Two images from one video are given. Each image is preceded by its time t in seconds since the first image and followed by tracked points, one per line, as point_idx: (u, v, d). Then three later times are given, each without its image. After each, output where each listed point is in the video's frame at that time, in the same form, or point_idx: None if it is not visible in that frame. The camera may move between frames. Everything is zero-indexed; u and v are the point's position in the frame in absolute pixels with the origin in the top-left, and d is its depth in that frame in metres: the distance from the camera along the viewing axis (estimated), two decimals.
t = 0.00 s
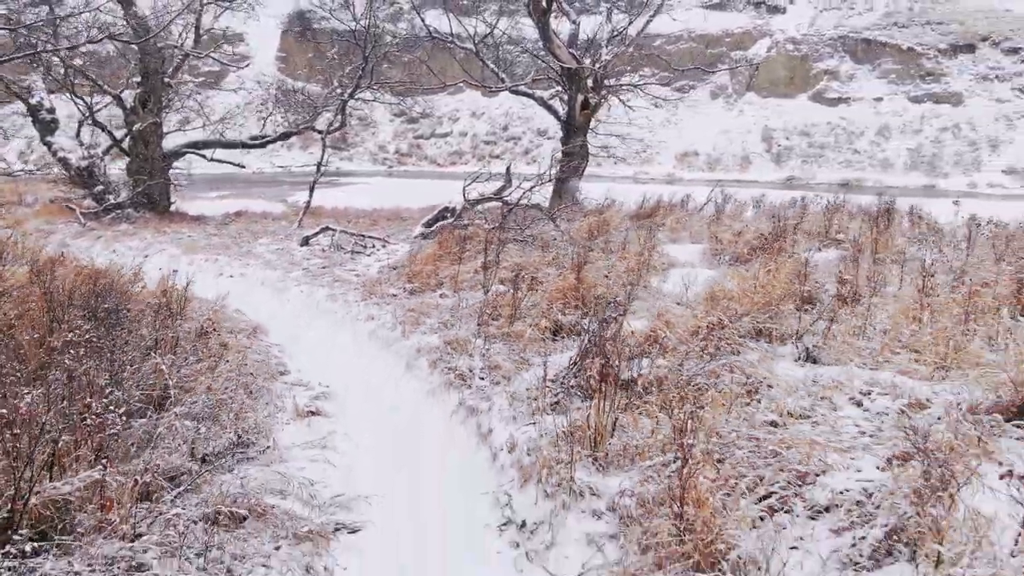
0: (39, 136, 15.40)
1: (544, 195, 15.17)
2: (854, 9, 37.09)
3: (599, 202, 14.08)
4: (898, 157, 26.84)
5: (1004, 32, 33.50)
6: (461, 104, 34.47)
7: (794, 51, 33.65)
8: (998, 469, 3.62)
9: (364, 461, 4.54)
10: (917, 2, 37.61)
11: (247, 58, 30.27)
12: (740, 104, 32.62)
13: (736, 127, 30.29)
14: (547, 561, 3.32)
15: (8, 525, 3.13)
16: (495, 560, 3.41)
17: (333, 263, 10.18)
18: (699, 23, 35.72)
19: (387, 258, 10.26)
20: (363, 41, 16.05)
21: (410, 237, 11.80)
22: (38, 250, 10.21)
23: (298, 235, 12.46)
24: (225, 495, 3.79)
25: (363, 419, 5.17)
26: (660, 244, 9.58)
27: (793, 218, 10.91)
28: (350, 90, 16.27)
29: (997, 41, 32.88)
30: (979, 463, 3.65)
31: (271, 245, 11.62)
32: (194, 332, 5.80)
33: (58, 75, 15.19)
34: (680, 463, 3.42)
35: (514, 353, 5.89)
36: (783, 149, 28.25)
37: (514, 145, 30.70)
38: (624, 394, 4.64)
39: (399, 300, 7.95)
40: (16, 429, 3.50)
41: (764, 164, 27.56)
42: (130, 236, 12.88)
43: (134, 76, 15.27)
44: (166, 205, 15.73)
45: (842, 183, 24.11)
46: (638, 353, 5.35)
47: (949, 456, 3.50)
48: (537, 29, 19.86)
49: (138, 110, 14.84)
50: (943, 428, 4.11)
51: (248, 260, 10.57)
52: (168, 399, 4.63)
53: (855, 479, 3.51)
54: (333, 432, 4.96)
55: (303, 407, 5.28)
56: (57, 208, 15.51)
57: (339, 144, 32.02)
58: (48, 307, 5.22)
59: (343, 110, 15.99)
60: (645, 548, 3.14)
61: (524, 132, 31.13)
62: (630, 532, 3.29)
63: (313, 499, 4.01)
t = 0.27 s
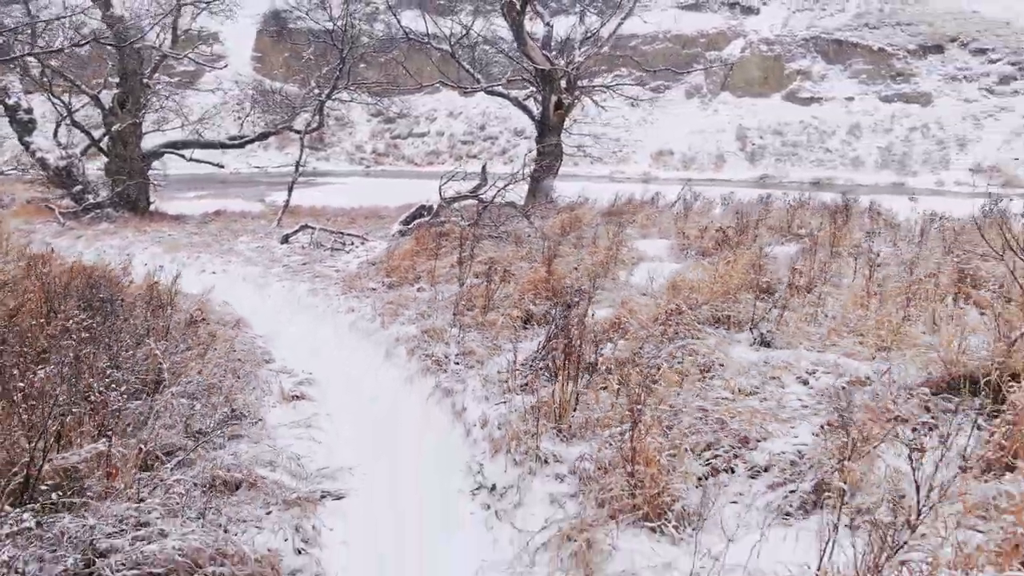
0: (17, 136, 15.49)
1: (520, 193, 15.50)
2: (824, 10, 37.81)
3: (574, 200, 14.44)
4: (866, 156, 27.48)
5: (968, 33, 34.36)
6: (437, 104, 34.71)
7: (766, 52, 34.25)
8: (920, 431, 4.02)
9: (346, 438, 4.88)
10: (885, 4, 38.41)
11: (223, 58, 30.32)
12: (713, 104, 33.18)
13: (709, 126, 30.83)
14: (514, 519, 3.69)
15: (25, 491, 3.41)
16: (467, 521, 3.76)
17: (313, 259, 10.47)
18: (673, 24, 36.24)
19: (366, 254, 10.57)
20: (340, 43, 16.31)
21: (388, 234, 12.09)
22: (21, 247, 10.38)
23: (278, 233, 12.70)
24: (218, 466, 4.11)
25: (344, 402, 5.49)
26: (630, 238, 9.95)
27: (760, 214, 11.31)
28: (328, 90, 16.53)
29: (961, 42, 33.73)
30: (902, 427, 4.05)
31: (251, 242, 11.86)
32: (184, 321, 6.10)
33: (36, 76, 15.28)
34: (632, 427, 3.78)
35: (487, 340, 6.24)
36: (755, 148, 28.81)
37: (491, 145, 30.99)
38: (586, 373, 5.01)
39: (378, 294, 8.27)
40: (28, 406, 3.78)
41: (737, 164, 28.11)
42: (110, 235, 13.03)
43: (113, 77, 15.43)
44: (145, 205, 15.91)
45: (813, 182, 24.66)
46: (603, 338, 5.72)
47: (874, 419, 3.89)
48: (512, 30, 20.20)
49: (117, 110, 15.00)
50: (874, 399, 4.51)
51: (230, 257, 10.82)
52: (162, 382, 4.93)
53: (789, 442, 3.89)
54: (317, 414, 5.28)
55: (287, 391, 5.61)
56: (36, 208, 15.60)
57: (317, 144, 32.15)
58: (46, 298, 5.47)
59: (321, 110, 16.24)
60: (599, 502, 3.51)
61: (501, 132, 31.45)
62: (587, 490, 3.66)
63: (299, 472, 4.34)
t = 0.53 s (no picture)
0: (3, 136, 15.66)
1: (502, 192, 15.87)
2: (802, 12, 38.40)
3: (554, 198, 14.80)
4: (843, 155, 28.04)
5: (942, 35, 35.06)
6: (420, 104, 34.98)
7: (744, 53, 34.79)
8: (859, 402, 4.39)
9: (334, 418, 5.19)
10: (861, 6, 39.07)
11: (206, 59, 30.45)
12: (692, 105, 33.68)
13: (689, 127, 31.31)
14: (490, 486, 4.04)
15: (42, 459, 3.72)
16: (449, 490, 4.10)
17: (299, 256, 10.78)
18: (653, 26, 36.70)
19: (350, 250, 10.88)
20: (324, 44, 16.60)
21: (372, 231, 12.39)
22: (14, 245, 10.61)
23: (264, 232, 12.96)
24: (215, 440, 4.43)
25: (332, 388, 5.80)
26: (607, 234, 10.31)
27: (733, 211, 11.71)
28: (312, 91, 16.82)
29: (935, 44, 34.43)
30: (845, 398, 4.43)
31: (238, 240, 12.14)
32: (179, 311, 6.39)
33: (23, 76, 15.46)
34: (597, 400, 4.14)
35: (467, 330, 6.58)
36: (735, 148, 29.31)
37: (474, 146, 31.28)
38: (558, 357, 5.36)
39: (363, 288, 8.59)
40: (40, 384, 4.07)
41: (717, 163, 28.59)
42: (98, 233, 13.23)
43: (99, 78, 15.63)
44: (131, 204, 16.13)
45: (791, 181, 25.14)
46: (576, 324, 6.07)
47: (816, 390, 4.26)
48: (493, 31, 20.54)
49: (103, 111, 15.22)
50: (823, 376, 4.88)
51: (218, 254, 11.09)
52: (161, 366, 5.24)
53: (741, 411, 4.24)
54: (307, 397, 5.58)
55: (277, 376, 5.91)
56: (23, 207, 15.77)
57: (300, 144, 32.32)
58: (47, 288, 5.73)
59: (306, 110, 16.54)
60: (567, 467, 3.86)
61: (484, 132, 31.78)
62: (555, 458, 4.01)
63: (292, 448, 4.66)
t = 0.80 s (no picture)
0: None
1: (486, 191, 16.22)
2: (782, 14, 38.99)
3: (537, 197, 15.17)
4: (825, 155, 28.54)
5: (919, 36, 35.74)
6: (407, 104, 35.29)
7: (727, 54, 35.30)
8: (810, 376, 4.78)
9: (327, 401, 5.51)
10: (840, 8, 39.71)
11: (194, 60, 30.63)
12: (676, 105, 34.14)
13: (673, 127, 31.76)
14: (473, 456, 4.39)
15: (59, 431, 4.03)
16: (434, 463, 4.43)
17: (289, 253, 11.09)
18: (636, 27, 37.15)
19: (338, 247, 11.20)
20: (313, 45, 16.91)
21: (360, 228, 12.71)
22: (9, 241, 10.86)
23: (254, 229, 13.24)
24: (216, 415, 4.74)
25: (324, 374, 6.12)
26: (586, 230, 10.69)
27: (708, 209, 12.12)
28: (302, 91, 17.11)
29: (913, 45, 35.07)
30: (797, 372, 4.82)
31: (228, 238, 12.42)
32: (177, 301, 6.69)
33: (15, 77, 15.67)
34: (567, 377, 4.50)
35: (451, 319, 6.94)
36: (718, 148, 29.76)
37: (461, 146, 31.59)
38: (535, 341, 5.71)
39: (352, 282, 8.93)
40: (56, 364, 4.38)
41: (701, 162, 29.03)
42: (90, 231, 13.47)
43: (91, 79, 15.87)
44: (123, 203, 16.37)
45: (773, 180, 25.58)
46: (553, 312, 6.43)
47: (770, 365, 4.64)
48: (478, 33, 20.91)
49: (95, 111, 15.46)
50: (779, 354, 5.27)
51: (209, 251, 11.39)
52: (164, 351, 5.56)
53: (700, 384, 4.61)
54: (300, 382, 5.90)
55: (271, 362, 6.21)
56: (15, 206, 15.97)
57: (288, 144, 32.53)
58: (54, 277, 6.03)
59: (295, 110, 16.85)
60: (541, 436, 4.21)
61: (471, 132, 32.13)
62: (530, 429, 4.36)
63: (288, 426, 4.97)
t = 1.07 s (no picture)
0: None
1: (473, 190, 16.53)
2: (766, 14, 39.48)
3: (522, 195, 15.50)
4: (807, 154, 29.02)
5: (900, 37, 36.31)
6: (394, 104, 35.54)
7: (711, 55, 35.77)
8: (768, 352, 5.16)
9: (319, 385, 5.82)
10: (823, 9, 40.22)
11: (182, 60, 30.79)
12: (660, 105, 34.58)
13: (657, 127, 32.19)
14: (454, 431, 4.73)
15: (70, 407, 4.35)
16: (419, 439, 4.76)
17: (279, 249, 11.38)
18: (622, 27, 37.54)
19: (327, 243, 11.50)
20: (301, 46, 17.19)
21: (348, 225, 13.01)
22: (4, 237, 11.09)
23: (244, 227, 13.51)
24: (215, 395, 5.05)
25: (314, 361, 6.42)
26: (570, 226, 11.03)
27: (689, 206, 12.48)
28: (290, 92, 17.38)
29: (894, 46, 35.63)
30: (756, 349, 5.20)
31: (219, 236, 12.70)
32: (173, 292, 6.97)
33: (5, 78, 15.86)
34: (540, 356, 4.84)
35: (435, 309, 7.28)
36: (702, 148, 30.20)
37: (448, 145, 31.87)
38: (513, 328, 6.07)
39: (341, 276, 9.24)
40: (68, 346, 4.69)
41: (685, 162, 29.46)
42: (82, 229, 13.69)
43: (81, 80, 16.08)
44: (113, 202, 16.60)
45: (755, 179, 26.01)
46: (531, 302, 6.78)
47: (731, 343, 5.01)
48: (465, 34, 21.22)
49: (86, 111, 15.69)
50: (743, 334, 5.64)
51: (200, 247, 11.66)
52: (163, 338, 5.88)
53: (665, 359, 4.98)
54: (292, 368, 6.20)
55: (264, 348, 6.50)
56: (6, 205, 16.15)
57: (276, 144, 32.74)
58: (57, 268, 6.32)
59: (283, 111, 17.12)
60: (516, 411, 4.55)
61: (458, 132, 32.44)
62: (506, 405, 4.72)
63: (281, 407, 5.28)
